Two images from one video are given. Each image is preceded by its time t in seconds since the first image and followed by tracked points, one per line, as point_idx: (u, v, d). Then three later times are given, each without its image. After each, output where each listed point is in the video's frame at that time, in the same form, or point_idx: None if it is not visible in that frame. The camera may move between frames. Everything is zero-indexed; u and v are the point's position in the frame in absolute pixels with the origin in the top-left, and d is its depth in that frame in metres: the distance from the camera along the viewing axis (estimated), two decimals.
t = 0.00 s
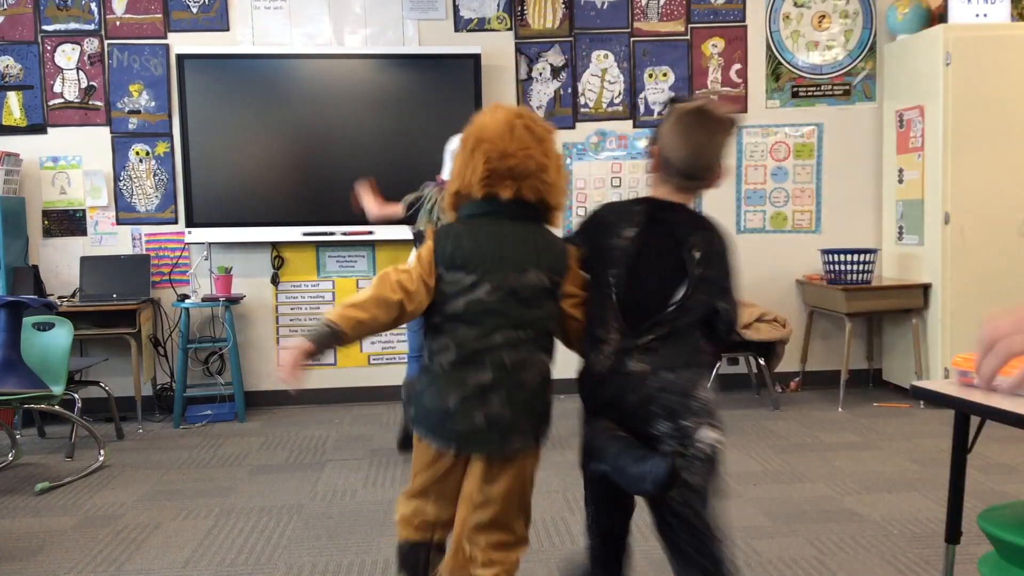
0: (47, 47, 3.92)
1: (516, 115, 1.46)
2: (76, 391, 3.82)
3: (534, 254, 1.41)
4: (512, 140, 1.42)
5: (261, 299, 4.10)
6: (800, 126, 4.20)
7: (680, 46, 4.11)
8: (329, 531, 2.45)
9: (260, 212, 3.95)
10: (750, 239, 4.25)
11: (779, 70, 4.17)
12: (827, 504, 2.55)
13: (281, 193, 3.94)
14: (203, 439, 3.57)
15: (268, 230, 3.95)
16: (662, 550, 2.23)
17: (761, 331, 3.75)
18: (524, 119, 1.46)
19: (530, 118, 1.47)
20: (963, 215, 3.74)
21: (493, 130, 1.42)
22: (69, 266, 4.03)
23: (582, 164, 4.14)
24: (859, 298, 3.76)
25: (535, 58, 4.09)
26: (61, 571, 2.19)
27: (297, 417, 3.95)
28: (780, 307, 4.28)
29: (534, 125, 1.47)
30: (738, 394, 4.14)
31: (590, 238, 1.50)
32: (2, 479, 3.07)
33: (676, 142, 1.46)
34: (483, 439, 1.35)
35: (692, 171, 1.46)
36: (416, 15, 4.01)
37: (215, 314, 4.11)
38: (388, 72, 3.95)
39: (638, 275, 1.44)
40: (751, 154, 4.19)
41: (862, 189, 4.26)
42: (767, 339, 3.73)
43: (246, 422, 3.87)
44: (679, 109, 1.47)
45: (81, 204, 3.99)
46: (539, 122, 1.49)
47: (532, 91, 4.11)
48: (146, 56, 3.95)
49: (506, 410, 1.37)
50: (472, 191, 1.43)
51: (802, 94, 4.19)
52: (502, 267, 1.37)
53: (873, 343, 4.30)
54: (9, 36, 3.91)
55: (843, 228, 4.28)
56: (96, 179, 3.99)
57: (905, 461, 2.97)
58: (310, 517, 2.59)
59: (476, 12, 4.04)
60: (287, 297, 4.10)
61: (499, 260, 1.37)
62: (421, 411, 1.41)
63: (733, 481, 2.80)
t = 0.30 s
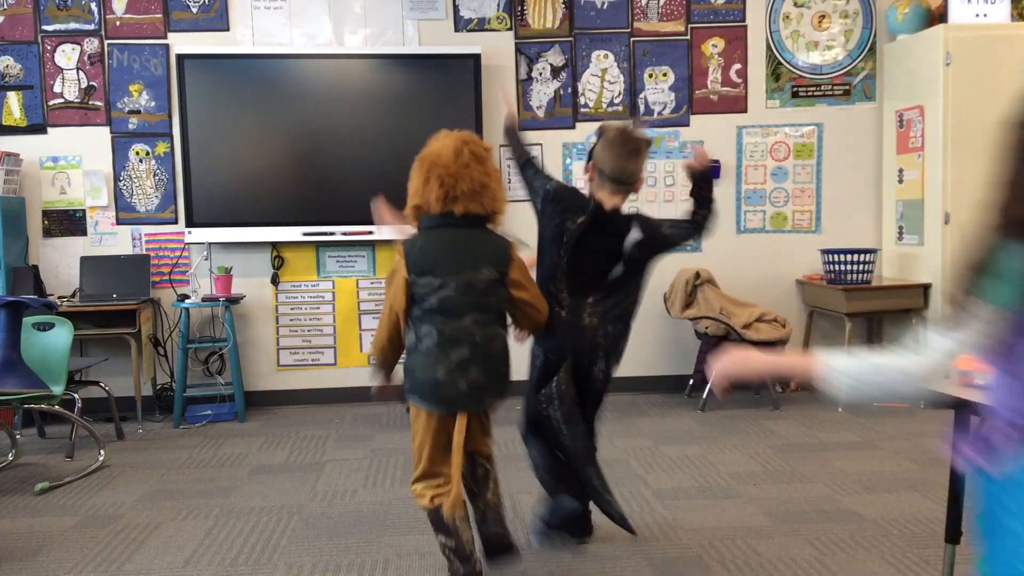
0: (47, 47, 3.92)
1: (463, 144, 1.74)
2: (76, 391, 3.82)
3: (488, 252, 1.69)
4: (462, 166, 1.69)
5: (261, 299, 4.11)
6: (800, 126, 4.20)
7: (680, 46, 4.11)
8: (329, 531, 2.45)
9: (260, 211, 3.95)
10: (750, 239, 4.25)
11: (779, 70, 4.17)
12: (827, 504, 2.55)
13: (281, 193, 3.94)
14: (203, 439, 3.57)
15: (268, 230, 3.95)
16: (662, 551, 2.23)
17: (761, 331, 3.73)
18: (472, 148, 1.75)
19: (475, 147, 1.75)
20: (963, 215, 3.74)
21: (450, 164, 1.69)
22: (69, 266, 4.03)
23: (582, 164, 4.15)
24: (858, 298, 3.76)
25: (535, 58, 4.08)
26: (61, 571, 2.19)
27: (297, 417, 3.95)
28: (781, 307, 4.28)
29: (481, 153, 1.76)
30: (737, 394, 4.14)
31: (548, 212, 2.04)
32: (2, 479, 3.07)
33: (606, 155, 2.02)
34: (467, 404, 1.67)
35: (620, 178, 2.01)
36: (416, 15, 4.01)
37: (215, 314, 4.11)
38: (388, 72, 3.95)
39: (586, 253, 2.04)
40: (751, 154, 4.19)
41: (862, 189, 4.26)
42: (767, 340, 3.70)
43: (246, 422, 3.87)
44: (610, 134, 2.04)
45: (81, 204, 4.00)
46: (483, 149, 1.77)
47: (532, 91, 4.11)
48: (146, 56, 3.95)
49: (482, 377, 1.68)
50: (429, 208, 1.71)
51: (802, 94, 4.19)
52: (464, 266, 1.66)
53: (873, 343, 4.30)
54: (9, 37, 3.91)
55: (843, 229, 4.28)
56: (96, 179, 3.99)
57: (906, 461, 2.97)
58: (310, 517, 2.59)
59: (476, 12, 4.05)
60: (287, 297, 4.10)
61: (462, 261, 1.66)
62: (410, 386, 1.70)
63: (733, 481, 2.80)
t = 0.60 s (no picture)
0: (47, 47, 3.92)
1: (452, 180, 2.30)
2: (76, 391, 3.82)
3: (458, 266, 2.27)
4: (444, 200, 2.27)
5: (261, 299, 4.11)
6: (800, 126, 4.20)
7: (680, 46, 4.11)
8: (329, 531, 2.45)
9: (260, 212, 3.95)
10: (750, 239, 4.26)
11: (779, 70, 4.17)
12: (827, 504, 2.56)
13: (281, 193, 3.95)
14: (203, 439, 3.57)
15: (268, 230, 3.95)
16: (661, 550, 2.24)
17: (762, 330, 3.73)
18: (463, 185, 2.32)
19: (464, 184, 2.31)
20: (962, 215, 3.74)
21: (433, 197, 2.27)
22: (68, 266, 4.03)
23: (582, 164, 4.15)
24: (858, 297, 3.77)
25: (535, 58, 4.08)
26: (61, 571, 2.19)
27: (297, 417, 3.95)
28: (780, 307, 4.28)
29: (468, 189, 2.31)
30: (737, 394, 4.14)
31: (552, 265, 2.50)
32: (2, 479, 3.07)
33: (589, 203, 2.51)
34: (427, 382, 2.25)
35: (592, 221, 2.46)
36: (416, 15, 4.01)
37: (215, 314, 4.11)
38: (388, 72, 3.95)
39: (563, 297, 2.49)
40: (751, 154, 4.19)
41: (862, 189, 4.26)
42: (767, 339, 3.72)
43: (246, 422, 3.87)
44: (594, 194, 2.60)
45: (81, 204, 4.00)
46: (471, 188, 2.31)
47: (532, 91, 4.11)
48: (146, 56, 3.95)
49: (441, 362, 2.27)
50: (416, 225, 2.30)
51: (802, 94, 4.19)
52: (436, 274, 2.24)
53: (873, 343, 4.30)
54: (9, 36, 3.91)
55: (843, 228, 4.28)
56: (96, 179, 3.99)
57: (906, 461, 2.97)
58: (309, 517, 2.59)
59: (476, 12, 4.05)
60: (287, 297, 4.10)
61: (434, 271, 2.24)
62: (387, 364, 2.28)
63: (733, 480, 2.81)
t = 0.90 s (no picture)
0: (47, 47, 3.92)
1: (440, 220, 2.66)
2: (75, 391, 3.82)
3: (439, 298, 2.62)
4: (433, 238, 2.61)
5: (261, 299, 4.11)
6: (800, 126, 4.20)
7: (680, 46, 4.11)
8: (329, 531, 2.45)
9: (260, 211, 3.94)
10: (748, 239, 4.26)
11: (779, 69, 4.17)
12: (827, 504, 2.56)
13: (280, 193, 3.94)
14: (203, 439, 3.57)
15: (268, 230, 3.95)
16: (662, 550, 2.23)
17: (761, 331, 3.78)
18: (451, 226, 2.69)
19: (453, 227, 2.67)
20: (963, 215, 3.74)
21: (421, 233, 2.61)
22: (68, 265, 4.02)
23: (582, 164, 4.15)
24: (858, 297, 3.77)
25: (535, 58, 4.08)
26: (61, 571, 2.19)
27: (297, 417, 3.95)
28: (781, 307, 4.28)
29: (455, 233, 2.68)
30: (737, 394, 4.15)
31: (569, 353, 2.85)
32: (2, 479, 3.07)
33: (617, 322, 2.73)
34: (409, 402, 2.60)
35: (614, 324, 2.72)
36: (416, 15, 4.02)
37: (215, 314, 4.11)
38: (388, 72, 3.95)
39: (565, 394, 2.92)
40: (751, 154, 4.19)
41: (862, 189, 4.27)
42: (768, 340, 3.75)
43: (246, 422, 3.87)
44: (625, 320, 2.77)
45: (81, 204, 4.00)
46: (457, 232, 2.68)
47: (532, 91, 4.11)
48: (146, 56, 3.95)
49: (421, 386, 2.61)
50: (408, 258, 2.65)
51: (802, 94, 4.19)
52: (417, 306, 2.58)
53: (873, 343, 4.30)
54: (9, 36, 3.91)
55: (844, 228, 4.28)
56: (96, 179, 3.99)
57: (906, 461, 2.97)
58: (309, 517, 2.59)
59: (476, 12, 4.05)
60: (287, 297, 4.10)
61: (415, 303, 2.59)
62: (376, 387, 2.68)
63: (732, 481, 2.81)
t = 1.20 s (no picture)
0: (47, 47, 3.92)
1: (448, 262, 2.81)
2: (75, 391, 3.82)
3: (423, 342, 2.86)
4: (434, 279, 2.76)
5: (261, 299, 4.11)
6: (800, 126, 4.20)
7: (680, 46, 4.11)
8: (329, 531, 2.45)
9: (260, 212, 3.94)
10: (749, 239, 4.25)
11: (779, 69, 4.17)
12: (828, 504, 2.56)
13: (280, 193, 3.94)
14: (203, 439, 3.57)
15: (268, 231, 3.95)
16: (661, 550, 2.23)
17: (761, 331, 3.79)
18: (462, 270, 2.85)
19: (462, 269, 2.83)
20: (963, 215, 3.74)
21: (421, 277, 2.77)
22: (68, 265, 4.02)
23: (582, 164, 4.15)
24: (858, 298, 3.77)
25: (535, 58, 4.09)
26: (61, 571, 2.19)
27: (297, 417, 3.95)
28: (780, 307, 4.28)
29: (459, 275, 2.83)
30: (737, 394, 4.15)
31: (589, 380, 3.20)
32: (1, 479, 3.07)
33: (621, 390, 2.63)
34: (386, 418, 3.02)
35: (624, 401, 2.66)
36: (416, 15, 4.02)
37: (215, 314, 4.11)
38: (388, 72, 3.95)
39: (567, 415, 3.23)
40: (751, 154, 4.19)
41: (862, 189, 4.27)
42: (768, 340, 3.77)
43: (246, 422, 3.87)
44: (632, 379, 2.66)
45: (81, 204, 4.00)
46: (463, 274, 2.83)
47: (532, 91, 4.11)
48: (146, 56, 3.95)
49: (398, 411, 2.99)
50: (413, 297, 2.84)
51: (802, 94, 4.19)
52: (402, 344, 2.89)
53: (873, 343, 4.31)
54: (9, 36, 3.91)
55: (843, 228, 4.28)
56: (96, 179, 3.99)
57: (906, 461, 2.97)
58: (309, 517, 2.59)
59: (476, 12, 4.05)
60: (287, 297, 4.10)
61: (403, 341, 2.89)
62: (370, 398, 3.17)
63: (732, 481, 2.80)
